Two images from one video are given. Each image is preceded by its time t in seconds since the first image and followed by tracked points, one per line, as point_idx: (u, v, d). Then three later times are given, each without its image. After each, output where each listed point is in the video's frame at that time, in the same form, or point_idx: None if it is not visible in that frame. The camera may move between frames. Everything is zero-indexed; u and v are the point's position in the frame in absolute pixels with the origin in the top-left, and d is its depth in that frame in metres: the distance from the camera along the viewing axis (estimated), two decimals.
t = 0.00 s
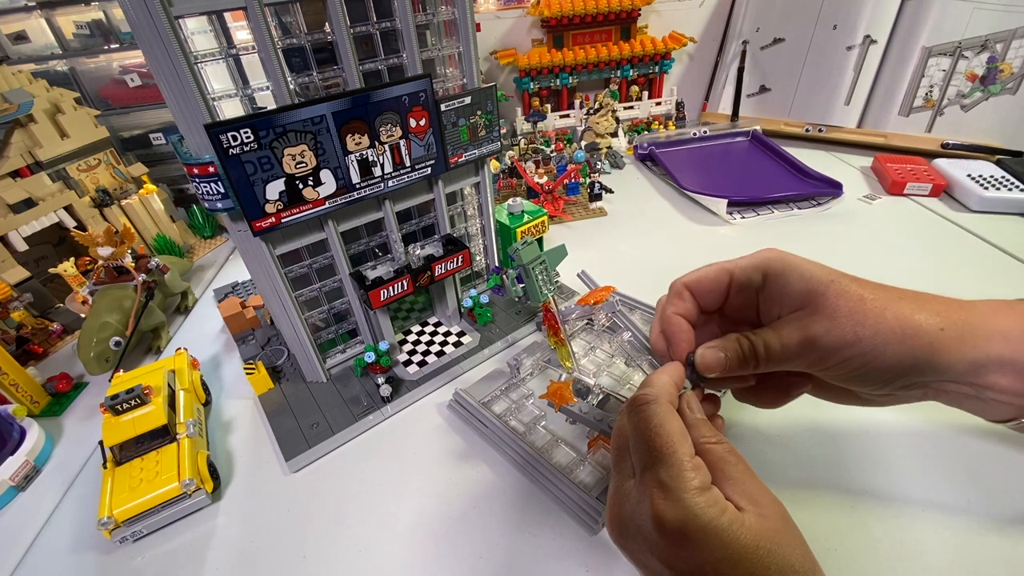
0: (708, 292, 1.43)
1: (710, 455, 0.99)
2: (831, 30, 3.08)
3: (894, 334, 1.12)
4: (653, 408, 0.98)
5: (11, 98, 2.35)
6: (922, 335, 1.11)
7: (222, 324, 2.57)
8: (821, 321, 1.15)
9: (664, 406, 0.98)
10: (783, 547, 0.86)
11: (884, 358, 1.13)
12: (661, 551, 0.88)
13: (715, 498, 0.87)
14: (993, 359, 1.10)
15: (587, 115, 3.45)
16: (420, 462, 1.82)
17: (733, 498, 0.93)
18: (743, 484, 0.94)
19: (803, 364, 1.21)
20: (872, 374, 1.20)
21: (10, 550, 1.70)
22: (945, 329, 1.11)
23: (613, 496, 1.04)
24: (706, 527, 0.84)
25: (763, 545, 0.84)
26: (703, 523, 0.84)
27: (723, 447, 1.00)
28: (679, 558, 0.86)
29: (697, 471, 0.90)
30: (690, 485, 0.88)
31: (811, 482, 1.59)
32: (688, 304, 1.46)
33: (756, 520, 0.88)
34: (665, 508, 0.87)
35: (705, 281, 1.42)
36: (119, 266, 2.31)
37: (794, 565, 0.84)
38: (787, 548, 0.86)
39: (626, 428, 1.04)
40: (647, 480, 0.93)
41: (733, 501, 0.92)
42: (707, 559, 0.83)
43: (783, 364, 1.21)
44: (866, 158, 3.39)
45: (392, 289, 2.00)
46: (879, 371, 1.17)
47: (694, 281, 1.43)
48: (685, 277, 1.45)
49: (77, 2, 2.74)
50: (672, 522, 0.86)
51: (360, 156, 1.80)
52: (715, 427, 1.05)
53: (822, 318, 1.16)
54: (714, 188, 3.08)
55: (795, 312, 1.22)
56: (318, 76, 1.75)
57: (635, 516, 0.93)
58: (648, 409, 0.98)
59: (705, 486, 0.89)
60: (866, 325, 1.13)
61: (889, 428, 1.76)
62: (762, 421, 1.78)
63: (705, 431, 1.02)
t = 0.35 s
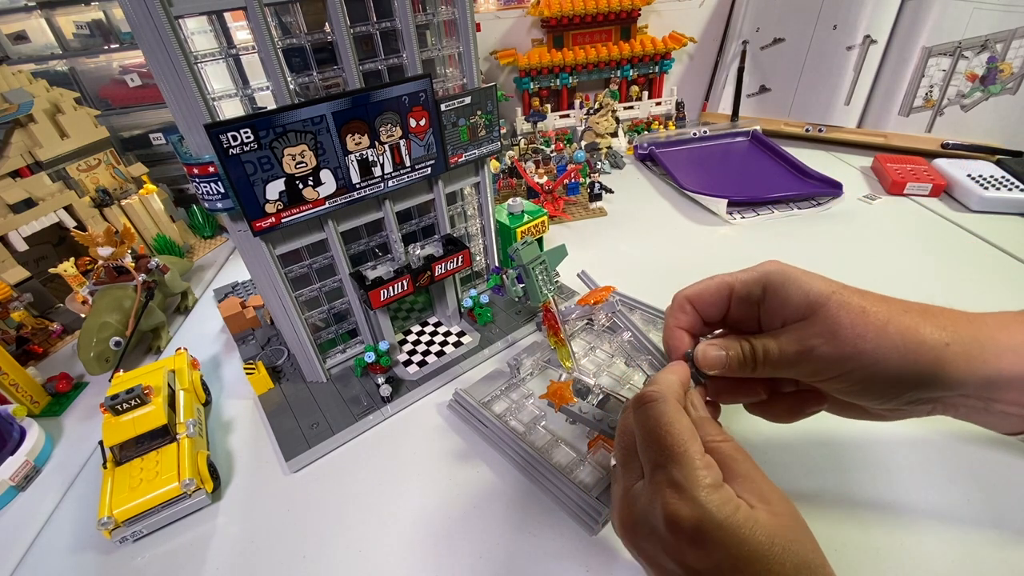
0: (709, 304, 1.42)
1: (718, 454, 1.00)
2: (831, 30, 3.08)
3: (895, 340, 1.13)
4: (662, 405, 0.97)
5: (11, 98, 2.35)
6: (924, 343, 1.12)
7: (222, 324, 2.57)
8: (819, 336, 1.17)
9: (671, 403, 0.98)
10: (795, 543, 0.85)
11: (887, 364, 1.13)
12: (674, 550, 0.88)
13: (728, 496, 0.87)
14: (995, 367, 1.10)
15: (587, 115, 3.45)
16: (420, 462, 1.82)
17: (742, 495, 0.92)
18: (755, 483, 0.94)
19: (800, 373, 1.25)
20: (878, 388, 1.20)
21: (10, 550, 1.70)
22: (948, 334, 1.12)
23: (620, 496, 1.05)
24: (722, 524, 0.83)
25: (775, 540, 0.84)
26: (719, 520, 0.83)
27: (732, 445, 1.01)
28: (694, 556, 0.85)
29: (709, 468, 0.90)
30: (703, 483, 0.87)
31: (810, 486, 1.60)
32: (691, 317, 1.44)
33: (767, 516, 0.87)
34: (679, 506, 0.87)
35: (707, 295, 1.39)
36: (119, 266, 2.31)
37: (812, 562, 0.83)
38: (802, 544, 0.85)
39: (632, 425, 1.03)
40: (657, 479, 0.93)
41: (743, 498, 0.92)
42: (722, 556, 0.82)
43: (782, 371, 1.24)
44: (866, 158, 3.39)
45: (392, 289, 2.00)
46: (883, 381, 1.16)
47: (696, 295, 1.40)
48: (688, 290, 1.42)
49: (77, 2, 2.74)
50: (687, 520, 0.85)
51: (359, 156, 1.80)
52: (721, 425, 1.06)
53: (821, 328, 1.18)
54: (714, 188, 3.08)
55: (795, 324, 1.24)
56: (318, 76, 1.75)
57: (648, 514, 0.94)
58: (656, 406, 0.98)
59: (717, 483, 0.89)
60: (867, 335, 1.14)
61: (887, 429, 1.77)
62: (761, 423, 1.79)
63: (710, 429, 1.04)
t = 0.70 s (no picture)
0: (729, 305, 1.38)
1: (723, 452, 0.98)
2: (831, 30, 3.08)
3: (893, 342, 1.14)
4: (651, 400, 0.99)
5: (11, 98, 2.35)
6: (925, 345, 1.13)
7: (222, 324, 2.57)
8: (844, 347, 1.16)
9: (661, 397, 1.00)
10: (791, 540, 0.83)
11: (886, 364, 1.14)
12: (672, 545, 0.88)
13: (723, 488, 0.88)
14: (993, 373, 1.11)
15: (587, 115, 3.45)
16: (420, 462, 1.82)
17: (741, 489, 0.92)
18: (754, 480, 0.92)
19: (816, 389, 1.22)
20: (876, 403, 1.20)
21: (10, 550, 1.70)
22: (943, 342, 1.14)
23: (620, 494, 1.05)
24: (716, 515, 0.84)
25: (773, 535, 0.82)
26: (713, 511, 0.84)
27: (734, 442, 0.99)
28: (691, 549, 0.85)
29: (701, 462, 0.91)
30: (698, 476, 0.89)
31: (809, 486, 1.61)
32: (710, 316, 1.41)
33: (765, 509, 0.86)
34: (673, 499, 0.88)
35: (728, 295, 1.37)
36: (119, 266, 2.31)
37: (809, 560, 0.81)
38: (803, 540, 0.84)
39: (626, 422, 1.04)
40: (652, 472, 0.94)
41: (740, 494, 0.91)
42: (718, 550, 0.82)
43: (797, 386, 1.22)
44: (866, 158, 3.39)
45: (392, 289, 2.00)
46: (885, 393, 1.16)
47: (716, 294, 1.37)
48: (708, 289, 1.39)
49: (77, 2, 2.74)
50: (683, 515, 0.86)
51: (359, 156, 1.80)
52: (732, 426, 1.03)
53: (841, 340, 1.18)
54: (714, 188, 3.08)
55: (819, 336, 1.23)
56: (319, 76, 1.75)
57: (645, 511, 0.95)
58: (646, 400, 1.00)
59: (710, 476, 0.90)
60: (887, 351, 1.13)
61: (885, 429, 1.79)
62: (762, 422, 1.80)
63: (715, 429, 1.02)
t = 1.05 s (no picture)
0: (739, 300, 1.33)
1: (712, 457, 0.97)
2: (831, 30, 3.08)
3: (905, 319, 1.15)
4: (632, 411, 0.98)
5: (11, 98, 2.34)
6: (938, 326, 1.14)
7: (222, 324, 2.57)
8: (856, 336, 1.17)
9: (642, 407, 0.98)
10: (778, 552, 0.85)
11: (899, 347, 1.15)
12: (651, 556, 0.90)
13: (705, 499, 0.88)
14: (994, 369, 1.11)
15: (587, 115, 3.45)
16: (420, 462, 1.82)
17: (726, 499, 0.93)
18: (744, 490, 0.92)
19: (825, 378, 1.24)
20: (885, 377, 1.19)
21: (10, 550, 1.70)
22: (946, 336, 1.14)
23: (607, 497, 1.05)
24: (692, 529, 0.85)
25: (751, 543, 0.85)
26: (690, 525, 0.85)
27: (728, 447, 0.98)
28: (670, 559, 0.88)
29: (686, 470, 0.90)
30: (677, 488, 0.88)
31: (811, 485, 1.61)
32: (716, 313, 1.35)
33: (746, 522, 0.87)
34: (650, 513, 0.89)
35: (737, 287, 1.31)
36: (119, 266, 2.31)
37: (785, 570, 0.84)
38: (780, 549, 0.86)
39: (611, 432, 1.03)
40: (632, 484, 0.93)
41: (726, 504, 0.92)
42: (694, 561, 0.84)
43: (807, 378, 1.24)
44: (866, 158, 3.40)
45: (392, 289, 2.00)
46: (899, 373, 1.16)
47: (725, 290, 1.32)
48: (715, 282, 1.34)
49: (77, 2, 2.73)
50: (657, 524, 0.88)
51: (359, 156, 1.80)
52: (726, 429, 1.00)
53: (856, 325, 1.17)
54: (714, 188, 3.08)
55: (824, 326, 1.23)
56: (319, 76, 1.75)
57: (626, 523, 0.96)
58: (629, 411, 0.98)
59: (694, 485, 0.89)
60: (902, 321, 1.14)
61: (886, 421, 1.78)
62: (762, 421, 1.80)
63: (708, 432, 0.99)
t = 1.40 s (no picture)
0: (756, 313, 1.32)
1: (717, 456, 0.99)
2: (830, 30, 3.08)
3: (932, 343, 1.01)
4: (644, 406, 0.99)
5: (11, 98, 2.34)
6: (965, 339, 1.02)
7: (222, 324, 2.57)
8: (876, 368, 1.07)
9: (654, 403, 0.99)
10: (775, 549, 0.84)
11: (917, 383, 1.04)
12: (650, 547, 0.90)
13: (706, 494, 0.87)
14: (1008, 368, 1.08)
15: (587, 115, 3.45)
16: (421, 462, 1.82)
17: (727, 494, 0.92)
18: (745, 488, 0.93)
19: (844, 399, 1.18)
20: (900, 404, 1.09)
21: (10, 550, 1.70)
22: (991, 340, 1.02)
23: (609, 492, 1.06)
24: (690, 521, 0.84)
25: (749, 537, 0.84)
26: (687, 518, 0.85)
27: (735, 448, 1.00)
28: (666, 549, 0.87)
29: (690, 467, 0.91)
30: (681, 482, 0.88)
31: (811, 485, 1.62)
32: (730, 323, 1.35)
33: (745, 518, 0.87)
34: (649, 501, 0.89)
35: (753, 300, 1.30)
36: (119, 266, 2.32)
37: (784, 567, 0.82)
38: (779, 547, 0.85)
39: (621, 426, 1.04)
40: (636, 474, 0.94)
41: (726, 500, 0.92)
42: (690, 552, 0.84)
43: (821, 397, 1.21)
44: (866, 158, 3.40)
45: (392, 289, 2.00)
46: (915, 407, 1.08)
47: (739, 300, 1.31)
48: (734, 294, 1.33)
49: (77, 2, 2.73)
50: (656, 515, 0.87)
51: (359, 156, 1.80)
52: (735, 431, 1.03)
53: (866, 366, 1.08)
54: (714, 188, 3.08)
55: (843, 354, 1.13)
56: (318, 76, 1.75)
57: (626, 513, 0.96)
58: (640, 404, 1.00)
59: (696, 481, 0.90)
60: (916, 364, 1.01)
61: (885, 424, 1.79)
62: (763, 423, 1.81)
63: (719, 430, 1.02)
